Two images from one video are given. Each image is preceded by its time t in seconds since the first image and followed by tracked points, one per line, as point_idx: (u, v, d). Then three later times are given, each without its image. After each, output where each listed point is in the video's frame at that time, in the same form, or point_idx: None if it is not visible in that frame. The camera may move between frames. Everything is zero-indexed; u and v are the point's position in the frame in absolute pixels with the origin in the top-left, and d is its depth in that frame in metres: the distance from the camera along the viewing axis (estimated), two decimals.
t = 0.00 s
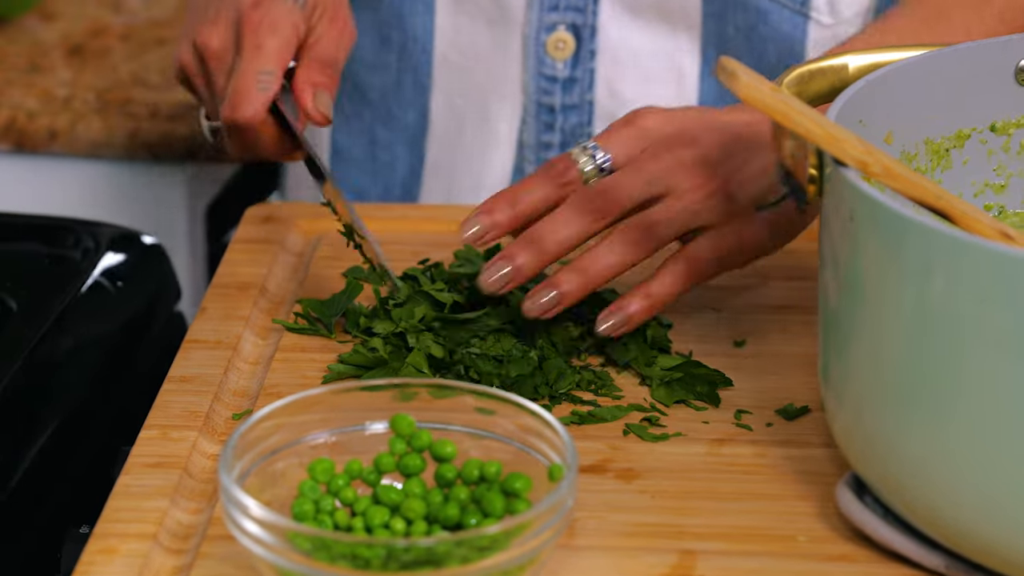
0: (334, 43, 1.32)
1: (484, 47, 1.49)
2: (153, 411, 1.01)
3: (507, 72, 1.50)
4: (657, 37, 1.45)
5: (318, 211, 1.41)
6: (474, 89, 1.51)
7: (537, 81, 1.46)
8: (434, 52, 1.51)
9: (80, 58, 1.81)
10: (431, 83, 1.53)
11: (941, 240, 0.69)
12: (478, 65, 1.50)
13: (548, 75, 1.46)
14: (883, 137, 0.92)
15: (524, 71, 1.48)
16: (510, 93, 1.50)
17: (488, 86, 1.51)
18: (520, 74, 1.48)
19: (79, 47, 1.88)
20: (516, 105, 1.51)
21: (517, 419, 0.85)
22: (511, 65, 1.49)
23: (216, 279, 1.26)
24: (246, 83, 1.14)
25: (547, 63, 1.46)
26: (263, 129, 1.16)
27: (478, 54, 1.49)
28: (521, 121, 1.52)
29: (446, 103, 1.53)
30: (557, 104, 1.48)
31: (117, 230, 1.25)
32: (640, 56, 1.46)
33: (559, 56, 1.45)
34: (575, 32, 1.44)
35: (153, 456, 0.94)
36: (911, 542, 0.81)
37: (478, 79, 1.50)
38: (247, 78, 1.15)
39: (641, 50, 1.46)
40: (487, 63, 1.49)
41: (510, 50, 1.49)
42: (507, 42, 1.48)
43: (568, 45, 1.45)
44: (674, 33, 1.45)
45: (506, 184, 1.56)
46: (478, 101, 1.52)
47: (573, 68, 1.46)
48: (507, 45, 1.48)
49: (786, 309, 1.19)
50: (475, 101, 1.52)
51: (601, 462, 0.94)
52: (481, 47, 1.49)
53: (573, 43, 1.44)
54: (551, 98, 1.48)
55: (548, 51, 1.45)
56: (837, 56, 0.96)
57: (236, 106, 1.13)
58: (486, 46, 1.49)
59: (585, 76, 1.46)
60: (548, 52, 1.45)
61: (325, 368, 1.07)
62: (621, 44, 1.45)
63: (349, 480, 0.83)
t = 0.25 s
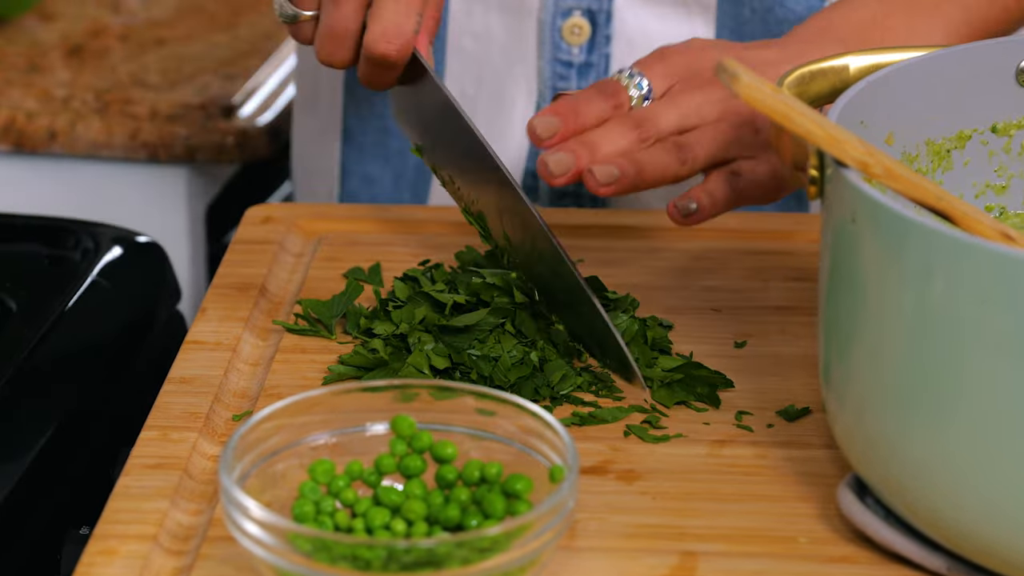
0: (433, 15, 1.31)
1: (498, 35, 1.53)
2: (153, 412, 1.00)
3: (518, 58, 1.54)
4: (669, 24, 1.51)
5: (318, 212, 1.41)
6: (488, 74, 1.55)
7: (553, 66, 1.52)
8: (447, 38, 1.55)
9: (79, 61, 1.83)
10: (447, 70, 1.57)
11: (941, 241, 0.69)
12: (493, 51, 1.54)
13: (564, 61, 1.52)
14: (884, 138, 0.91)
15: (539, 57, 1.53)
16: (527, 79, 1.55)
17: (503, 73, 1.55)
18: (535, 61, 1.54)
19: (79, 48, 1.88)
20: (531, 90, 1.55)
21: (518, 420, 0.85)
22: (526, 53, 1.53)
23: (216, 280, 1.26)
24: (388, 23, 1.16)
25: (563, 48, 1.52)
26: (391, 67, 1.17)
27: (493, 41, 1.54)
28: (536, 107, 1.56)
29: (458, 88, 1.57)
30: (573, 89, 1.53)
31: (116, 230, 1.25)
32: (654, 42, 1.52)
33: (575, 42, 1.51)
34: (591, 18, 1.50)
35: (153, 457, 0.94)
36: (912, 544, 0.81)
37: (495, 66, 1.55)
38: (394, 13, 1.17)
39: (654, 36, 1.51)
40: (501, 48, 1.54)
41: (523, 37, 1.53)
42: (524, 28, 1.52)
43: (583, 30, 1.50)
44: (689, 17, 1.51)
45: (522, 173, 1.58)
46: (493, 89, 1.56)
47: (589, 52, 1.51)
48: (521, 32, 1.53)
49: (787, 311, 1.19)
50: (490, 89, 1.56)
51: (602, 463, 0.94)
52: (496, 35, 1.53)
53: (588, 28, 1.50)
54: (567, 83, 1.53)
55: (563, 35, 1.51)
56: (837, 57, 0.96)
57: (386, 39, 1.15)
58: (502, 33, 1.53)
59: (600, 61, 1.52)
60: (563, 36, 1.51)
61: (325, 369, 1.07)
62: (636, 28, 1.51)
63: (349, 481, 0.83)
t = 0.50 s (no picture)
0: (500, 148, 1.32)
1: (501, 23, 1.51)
2: (153, 413, 1.00)
3: (521, 48, 1.52)
4: (675, 16, 1.48)
5: (319, 212, 1.41)
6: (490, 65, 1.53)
7: (558, 56, 1.50)
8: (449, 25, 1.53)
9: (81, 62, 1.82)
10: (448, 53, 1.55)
11: (942, 242, 0.69)
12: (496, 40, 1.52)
13: (569, 50, 1.50)
14: (884, 138, 0.91)
15: (544, 46, 1.51)
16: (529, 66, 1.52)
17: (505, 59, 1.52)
18: (541, 48, 1.51)
19: (80, 49, 1.89)
20: (535, 80, 1.53)
21: (518, 420, 0.85)
22: (530, 40, 1.51)
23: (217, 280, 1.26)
24: (448, 143, 1.22)
25: (569, 37, 1.49)
26: (444, 183, 1.23)
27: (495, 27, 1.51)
28: (539, 96, 1.54)
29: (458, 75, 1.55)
30: (577, 79, 1.51)
31: (116, 231, 1.26)
32: (661, 31, 1.48)
33: (581, 31, 1.49)
34: (597, 8, 1.48)
35: (154, 457, 0.94)
36: (913, 544, 0.81)
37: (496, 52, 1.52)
38: (456, 135, 1.23)
39: (660, 26, 1.48)
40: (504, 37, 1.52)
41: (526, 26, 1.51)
42: (528, 15, 1.50)
43: (590, 20, 1.48)
44: (696, 8, 1.48)
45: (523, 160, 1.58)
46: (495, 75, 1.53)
47: (594, 42, 1.50)
48: (525, 21, 1.51)
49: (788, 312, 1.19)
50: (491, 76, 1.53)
51: (602, 464, 0.94)
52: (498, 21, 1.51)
53: (594, 18, 1.48)
54: (572, 72, 1.51)
55: (569, 25, 1.48)
56: (837, 58, 0.96)
57: (437, 158, 1.21)
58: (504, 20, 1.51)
59: (605, 51, 1.50)
60: (569, 26, 1.48)
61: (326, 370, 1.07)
62: (641, 19, 1.48)
63: (350, 481, 0.83)
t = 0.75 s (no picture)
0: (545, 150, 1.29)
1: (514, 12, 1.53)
2: (153, 413, 1.01)
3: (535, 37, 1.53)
4: (689, 10, 1.49)
5: (318, 213, 1.41)
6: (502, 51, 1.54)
7: (573, 46, 1.51)
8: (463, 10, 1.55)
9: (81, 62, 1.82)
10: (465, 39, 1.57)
11: (941, 243, 0.69)
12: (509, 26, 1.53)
13: (584, 41, 1.51)
14: (882, 140, 0.91)
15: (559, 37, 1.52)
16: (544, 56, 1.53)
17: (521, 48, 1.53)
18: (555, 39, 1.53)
19: (80, 50, 1.89)
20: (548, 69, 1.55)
21: (517, 421, 0.86)
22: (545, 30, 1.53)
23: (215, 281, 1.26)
24: (489, 142, 1.21)
25: (583, 29, 1.50)
26: (495, 185, 1.22)
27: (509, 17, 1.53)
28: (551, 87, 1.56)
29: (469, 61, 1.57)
30: (590, 70, 1.53)
31: (117, 233, 1.25)
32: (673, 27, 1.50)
33: (596, 23, 1.50)
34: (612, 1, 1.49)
35: (153, 458, 0.94)
36: (911, 545, 0.81)
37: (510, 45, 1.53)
38: (498, 138, 1.21)
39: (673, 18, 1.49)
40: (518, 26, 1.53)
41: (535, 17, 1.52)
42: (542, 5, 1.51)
43: (604, 12, 1.50)
44: (709, 9, 1.49)
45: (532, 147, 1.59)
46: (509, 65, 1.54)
47: (608, 35, 1.51)
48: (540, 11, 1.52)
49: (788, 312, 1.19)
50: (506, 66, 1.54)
51: (601, 464, 0.94)
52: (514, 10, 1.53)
53: (609, 10, 1.50)
54: (585, 63, 1.53)
55: (584, 17, 1.49)
56: (836, 59, 0.96)
57: (485, 159, 1.20)
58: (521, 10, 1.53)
59: (619, 44, 1.52)
60: (583, 17, 1.50)
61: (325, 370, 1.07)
62: (655, 12, 1.49)
63: (349, 482, 0.83)
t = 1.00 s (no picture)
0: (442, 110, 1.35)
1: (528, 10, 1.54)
2: (155, 412, 1.01)
3: (549, 33, 1.54)
4: (704, 13, 1.49)
5: (320, 213, 1.41)
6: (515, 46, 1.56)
7: (585, 43, 1.51)
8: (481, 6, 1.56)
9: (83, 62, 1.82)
10: (477, 34, 1.58)
11: (943, 242, 0.69)
12: (523, 22, 1.54)
13: (597, 39, 1.51)
14: (886, 139, 0.91)
15: (571, 34, 1.53)
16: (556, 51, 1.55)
17: (530, 45, 1.55)
18: (568, 37, 1.53)
19: (82, 50, 1.89)
20: (561, 65, 1.56)
21: (519, 420, 0.86)
22: (559, 27, 1.54)
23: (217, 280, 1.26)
24: (403, 110, 1.23)
25: (596, 26, 1.51)
26: (411, 155, 1.24)
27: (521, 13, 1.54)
28: (563, 83, 1.56)
29: (485, 55, 1.59)
30: (602, 68, 1.53)
31: (119, 232, 1.26)
32: (687, 27, 1.49)
33: (609, 21, 1.50)
34: None
35: (155, 457, 0.94)
36: (914, 545, 0.81)
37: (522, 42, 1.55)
38: (411, 108, 1.23)
39: (687, 19, 1.49)
40: (532, 24, 1.54)
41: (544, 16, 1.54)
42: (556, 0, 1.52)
43: (618, 10, 1.50)
44: (724, 10, 1.49)
45: (542, 143, 1.60)
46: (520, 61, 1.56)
47: (621, 33, 1.51)
48: (556, 10, 1.53)
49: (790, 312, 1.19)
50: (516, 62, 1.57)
51: (603, 464, 0.94)
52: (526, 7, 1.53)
53: (622, 8, 1.50)
54: (597, 61, 1.53)
55: (597, 15, 1.50)
56: (838, 58, 0.96)
57: (402, 129, 1.22)
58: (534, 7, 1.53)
59: (632, 42, 1.52)
60: (598, 15, 1.50)
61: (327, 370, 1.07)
62: (669, 11, 1.49)
63: (350, 481, 0.83)
